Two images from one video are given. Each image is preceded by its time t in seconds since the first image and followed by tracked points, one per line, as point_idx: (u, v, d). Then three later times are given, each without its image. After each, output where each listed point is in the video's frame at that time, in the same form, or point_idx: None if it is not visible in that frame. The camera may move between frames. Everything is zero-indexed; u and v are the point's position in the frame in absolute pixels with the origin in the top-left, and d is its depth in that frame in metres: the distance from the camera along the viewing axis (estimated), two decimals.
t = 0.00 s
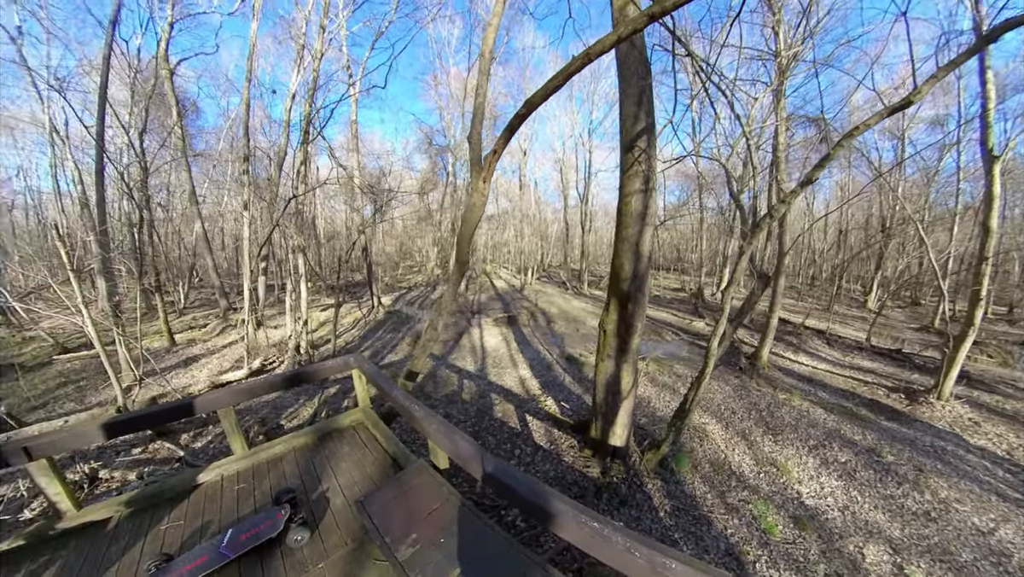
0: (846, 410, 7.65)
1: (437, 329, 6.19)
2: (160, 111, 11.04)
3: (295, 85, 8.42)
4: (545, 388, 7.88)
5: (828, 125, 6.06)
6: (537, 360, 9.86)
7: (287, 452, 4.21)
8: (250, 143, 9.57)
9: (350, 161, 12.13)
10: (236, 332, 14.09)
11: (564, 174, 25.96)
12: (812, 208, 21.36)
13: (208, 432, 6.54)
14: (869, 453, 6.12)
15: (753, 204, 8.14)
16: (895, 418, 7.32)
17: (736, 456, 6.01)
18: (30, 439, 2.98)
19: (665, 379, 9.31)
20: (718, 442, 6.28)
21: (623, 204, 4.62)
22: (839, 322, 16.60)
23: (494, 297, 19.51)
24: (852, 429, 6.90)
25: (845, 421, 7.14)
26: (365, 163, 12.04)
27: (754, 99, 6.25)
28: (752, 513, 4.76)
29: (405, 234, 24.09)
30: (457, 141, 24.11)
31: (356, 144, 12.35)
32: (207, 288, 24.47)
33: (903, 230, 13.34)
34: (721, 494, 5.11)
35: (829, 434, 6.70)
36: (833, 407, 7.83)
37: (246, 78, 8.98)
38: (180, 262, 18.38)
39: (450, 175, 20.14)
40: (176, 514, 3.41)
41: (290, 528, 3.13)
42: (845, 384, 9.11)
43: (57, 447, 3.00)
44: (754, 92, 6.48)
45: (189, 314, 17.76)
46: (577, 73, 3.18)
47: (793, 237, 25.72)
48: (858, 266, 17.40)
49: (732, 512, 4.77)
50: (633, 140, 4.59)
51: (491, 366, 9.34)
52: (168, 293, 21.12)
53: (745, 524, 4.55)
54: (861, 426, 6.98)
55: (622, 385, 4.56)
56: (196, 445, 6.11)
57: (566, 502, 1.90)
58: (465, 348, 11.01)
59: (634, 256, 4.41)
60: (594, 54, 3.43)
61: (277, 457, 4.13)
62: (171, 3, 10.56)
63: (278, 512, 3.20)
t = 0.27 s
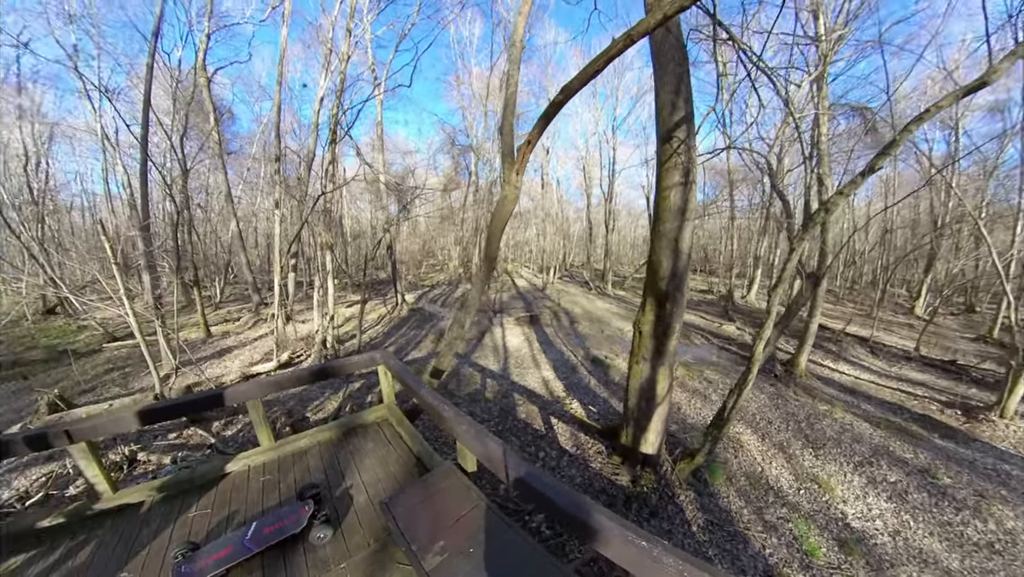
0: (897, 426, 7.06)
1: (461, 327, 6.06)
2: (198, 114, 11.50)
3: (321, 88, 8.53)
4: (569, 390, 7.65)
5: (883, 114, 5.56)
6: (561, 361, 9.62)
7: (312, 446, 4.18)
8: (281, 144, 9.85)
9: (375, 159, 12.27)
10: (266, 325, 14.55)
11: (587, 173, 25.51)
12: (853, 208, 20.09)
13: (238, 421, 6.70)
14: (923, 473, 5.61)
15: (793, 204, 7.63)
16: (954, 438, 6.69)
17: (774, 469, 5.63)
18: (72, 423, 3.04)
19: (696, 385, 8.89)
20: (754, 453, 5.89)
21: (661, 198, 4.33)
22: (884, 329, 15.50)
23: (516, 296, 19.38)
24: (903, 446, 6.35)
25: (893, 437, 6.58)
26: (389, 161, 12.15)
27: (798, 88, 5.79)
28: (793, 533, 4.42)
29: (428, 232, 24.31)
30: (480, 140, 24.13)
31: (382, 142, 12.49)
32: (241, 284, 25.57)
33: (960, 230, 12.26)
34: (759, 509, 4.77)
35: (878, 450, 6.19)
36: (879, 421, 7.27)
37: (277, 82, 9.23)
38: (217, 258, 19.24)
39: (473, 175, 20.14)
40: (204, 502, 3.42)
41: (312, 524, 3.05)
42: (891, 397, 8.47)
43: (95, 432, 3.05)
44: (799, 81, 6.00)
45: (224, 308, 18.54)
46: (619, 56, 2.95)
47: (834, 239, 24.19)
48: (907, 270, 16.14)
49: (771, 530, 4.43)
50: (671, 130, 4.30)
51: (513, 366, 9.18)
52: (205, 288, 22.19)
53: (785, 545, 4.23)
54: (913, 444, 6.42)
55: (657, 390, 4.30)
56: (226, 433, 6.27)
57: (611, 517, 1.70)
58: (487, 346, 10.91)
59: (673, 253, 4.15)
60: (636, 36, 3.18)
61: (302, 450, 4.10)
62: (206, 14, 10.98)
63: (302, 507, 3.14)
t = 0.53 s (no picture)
0: (949, 446, 6.53)
1: (487, 327, 6.01)
2: (234, 119, 11.97)
3: (349, 92, 8.70)
4: (594, 394, 7.47)
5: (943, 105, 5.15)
6: (585, 363, 9.43)
7: (342, 443, 4.22)
8: (311, 146, 10.13)
9: (401, 160, 12.43)
10: (296, 321, 15.04)
11: (611, 172, 25.04)
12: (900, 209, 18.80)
13: (269, 413, 6.91)
14: (981, 500, 5.15)
15: (837, 204, 7.13)
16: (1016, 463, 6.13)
17: (813, 486, 5.29)
18: (119, 411, 3.19)
19: (727, 393, 8.51)
20: (791, 468, 5.57)
21: (700, 197, 4.12)
22: (934, 339, 14.43)
23: (538, 296, 19.24)
24: (958, 468, 5.86)
25: (946, 458, 6.09)
26: (415, 162, 12.30)
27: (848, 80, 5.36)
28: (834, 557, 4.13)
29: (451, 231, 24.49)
30: (502, 140, 24.12)
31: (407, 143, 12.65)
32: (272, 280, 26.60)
33: None
34: (797, 529, 4.48)
35: (929, 472, 5.73)
36: (930, 439, 6.75)
37: (308, 86, 9.49)
38: (251, 255, 20.06)
39: (495, 175, 20.14)
40: (237, 493, 3.50)
41: (342, 523, 3.05)
42: (942, 414, 7.87)
43: (139, 421, 3.17)
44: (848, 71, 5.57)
45: (257, 303, 19.34)
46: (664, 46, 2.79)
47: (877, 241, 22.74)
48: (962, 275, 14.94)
49: (810, 552, 4.15)
50: (712, 126, 4.08)
51: (537, 367, 9.08)
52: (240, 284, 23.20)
53: (827, 569, 3.94)
54: (969, 467, 5.92)
55: (693, 399, 4.10)
56: (258, 424, 6.48)
57: (662, 536, 1.56)
58: (510, 347, 10.84)
59: (713, 256, 3.93)
60: (681, 26, 3.01)
61: (331, 446, 4.15)
62: (241, 25, 11.42)
63: (332, 504, 3.15)
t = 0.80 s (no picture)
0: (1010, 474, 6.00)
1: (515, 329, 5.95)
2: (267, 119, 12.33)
3: (376, 95, 8.87)
4: (622, 399, 7.28)
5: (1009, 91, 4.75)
6: (612, 368, 9.21)
7: (372, 441, 4.26)
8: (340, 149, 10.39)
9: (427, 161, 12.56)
10: (324, 317, 15.50)
11: (636, 171, 24.50)
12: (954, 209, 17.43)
13: (299, 407, 7.12)
14: None
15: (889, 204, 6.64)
16: None
17: (857, 508, 4.94)
18: (160, 405, 3.33)
19: (762, 403, 8.10)
20: (832, 487, 5.23)
21: (745, 198, 3.90)
22: (994, 351, 13.28)
23: (561, 297, 19.05)
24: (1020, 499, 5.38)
25: (1006, 487, 5.60)
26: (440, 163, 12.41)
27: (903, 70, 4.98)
28: None
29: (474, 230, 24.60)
30: (525, 140, 24.04)
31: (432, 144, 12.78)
32: (302, 277, 27.58)
33: None
34: (840, 554, 4.19)
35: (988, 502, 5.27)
36: (988, 465, 6.22)
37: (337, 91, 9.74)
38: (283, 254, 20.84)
39: (518, 174, 20.06)
40: (271, 488, 3.56)
41: (374, 526, 3.06)
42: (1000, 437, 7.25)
43: (178, 415, 3.31)
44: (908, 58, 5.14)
45: (288, 299, 20.07)
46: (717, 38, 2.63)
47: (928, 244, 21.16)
48: None
49: None
50: (757, 123, 3.84)
51: (562, 370, 8.95)
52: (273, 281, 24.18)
53: None
54: None
55: (734, 410, 3.88)
56: (289, 417, 6.69)
57: (716, 562, 1.42)
58: (534, 348, 10.75)
59: (760, 260, 3.71)
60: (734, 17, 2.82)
61: (362, 445, 4.19)
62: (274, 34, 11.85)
63: (364, 505, 3.16)
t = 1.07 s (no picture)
0: None
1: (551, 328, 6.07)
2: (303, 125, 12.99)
3: (405, 99, 9.18)
4: (653, 401, 7.27)
5: None
6: (641, 369, 9.18)
7: (414, 434, 4.49)
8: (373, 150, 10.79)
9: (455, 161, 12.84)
10: (355, 313, 16.09)
11: (663, 171, 24.04)
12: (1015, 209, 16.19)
13: (336, 398, 7.52)
14: None
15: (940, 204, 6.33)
16: None
17: (903, 521, 4.81)
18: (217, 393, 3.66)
19: (799, 410, 7.89)
20: (876, 498, 5.10)
21: (790, 200, 3.86)
22: None
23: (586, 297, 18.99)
24: None
25: None
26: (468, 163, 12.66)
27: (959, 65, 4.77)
28: None
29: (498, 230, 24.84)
30: (548, 140, 24.04)
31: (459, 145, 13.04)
32: (332, 274, 28.65)
33: None
34: (885, 566, 4.10)
35: None
36: None
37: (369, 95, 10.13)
38: (316, 251, 21.73)
39: (542, 174, 20.08)
40: (319, 476, 3.84)
41: (425, 515, 3.25)
42: None
43: (234, 403, 3.62)
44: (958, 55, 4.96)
45: (320, 295, 20.95)
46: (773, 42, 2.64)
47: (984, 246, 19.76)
48: None
49: None
50: (803, 124, 3.79)
51: (591, 371, 8.99)
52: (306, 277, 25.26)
53: None
54: None
55: (776, 413, 3.86)
56: (327, 408, 7.10)
57: (781, 550, 1.52)
58: (561, 348, 10.82)
59: (806, 262, 3.68)
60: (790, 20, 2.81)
61: (404, 438, 4.41)
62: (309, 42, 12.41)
63: (414, 496, 3.37)
